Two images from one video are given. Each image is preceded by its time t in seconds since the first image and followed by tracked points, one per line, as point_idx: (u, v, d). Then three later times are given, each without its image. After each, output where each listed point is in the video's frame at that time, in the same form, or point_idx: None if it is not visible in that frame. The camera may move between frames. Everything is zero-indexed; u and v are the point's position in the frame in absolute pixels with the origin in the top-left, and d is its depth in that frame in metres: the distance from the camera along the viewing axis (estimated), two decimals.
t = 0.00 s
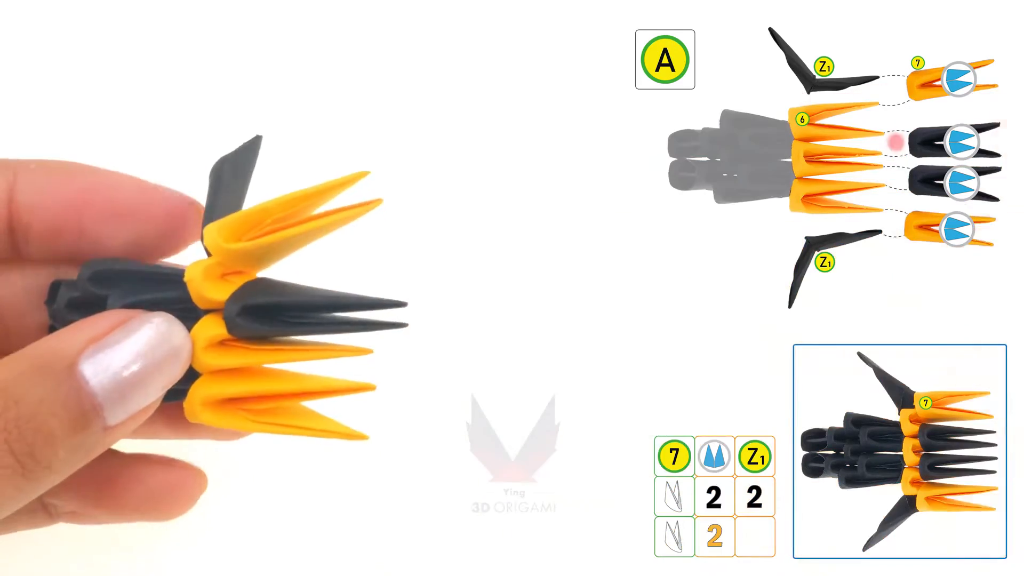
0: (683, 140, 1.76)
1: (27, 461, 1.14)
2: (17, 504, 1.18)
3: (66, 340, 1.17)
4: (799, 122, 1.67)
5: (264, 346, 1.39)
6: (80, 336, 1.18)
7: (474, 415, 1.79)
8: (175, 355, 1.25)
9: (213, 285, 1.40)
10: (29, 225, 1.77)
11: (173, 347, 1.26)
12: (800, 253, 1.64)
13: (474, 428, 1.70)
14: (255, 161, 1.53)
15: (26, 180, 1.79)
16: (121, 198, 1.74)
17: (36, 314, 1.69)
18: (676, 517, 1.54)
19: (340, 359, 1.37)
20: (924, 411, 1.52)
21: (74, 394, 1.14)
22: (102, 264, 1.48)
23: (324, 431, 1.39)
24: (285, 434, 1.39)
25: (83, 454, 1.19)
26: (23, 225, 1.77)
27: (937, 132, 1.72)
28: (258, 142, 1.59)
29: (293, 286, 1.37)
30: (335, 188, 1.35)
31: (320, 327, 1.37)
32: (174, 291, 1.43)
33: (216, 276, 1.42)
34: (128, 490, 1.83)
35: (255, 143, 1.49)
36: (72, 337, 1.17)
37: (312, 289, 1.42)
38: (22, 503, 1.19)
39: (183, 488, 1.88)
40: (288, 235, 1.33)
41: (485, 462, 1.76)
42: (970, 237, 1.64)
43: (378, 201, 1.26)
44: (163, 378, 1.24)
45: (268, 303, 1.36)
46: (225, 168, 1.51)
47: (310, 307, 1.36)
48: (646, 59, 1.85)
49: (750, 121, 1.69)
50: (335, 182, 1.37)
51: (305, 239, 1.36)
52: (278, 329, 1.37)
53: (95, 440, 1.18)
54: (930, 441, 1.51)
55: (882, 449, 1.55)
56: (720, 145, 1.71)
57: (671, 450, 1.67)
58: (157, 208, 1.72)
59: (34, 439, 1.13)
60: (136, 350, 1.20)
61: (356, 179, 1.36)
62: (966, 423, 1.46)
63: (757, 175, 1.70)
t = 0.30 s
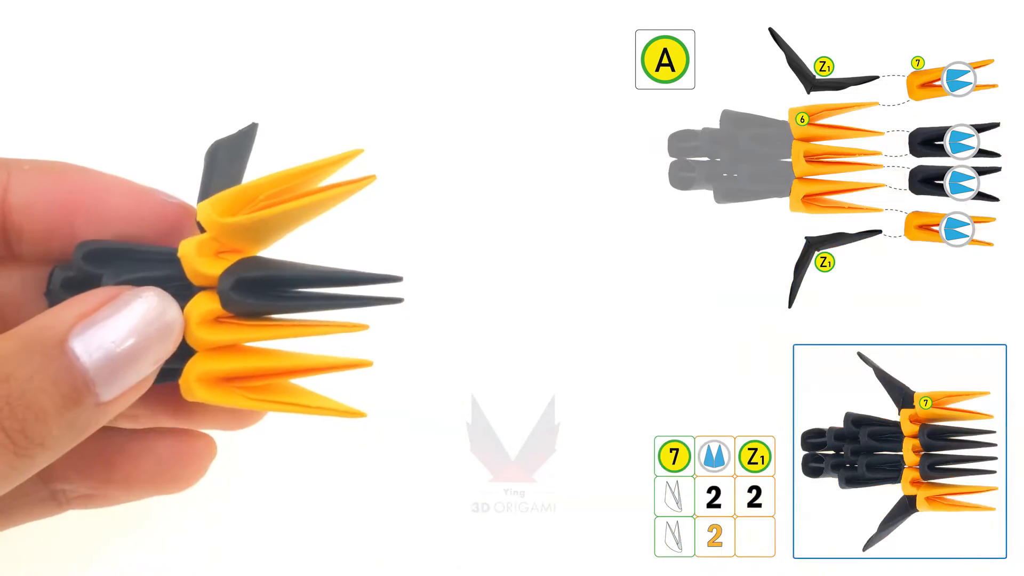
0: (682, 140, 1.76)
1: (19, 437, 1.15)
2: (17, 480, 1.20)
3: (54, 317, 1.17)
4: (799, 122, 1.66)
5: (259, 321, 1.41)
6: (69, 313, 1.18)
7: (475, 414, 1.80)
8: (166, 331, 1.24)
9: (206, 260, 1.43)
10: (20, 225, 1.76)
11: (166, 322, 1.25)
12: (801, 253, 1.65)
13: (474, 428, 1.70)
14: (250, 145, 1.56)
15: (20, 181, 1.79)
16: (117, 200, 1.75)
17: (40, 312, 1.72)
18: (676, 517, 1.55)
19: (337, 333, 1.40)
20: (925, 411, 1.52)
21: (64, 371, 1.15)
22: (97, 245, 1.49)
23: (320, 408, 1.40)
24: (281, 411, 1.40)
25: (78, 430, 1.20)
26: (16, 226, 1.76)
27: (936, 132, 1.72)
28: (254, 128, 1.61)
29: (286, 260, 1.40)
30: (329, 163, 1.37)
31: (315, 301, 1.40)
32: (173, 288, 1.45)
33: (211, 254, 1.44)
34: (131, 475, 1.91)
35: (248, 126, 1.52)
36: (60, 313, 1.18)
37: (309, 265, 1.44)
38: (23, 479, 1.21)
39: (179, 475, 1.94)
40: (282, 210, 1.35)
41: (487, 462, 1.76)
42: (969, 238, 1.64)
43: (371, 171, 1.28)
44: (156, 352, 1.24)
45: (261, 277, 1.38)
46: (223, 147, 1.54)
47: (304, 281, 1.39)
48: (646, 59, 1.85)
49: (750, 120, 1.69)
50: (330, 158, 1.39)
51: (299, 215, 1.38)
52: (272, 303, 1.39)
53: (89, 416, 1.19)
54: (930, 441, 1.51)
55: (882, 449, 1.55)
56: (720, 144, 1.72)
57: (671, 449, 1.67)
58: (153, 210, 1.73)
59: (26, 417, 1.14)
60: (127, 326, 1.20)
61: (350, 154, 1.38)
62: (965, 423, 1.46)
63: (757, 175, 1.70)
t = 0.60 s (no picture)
0: (682, 141, 1.76)
1: (12, 441, 1.16)
2: (11, 484, 1.20)
3: (47, 321, 1.17)
4: (799, 122, 1.66)
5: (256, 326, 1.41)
6: (62, 318, 1.18)
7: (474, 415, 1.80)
8: (159, 335, 1.24)
9: (200, 265, 1.43)
10: (17, 224, 1.76)
11: (159, 327, 1.26)
12: (800, 254, 1.65)
13: (474, 428, 1.71)
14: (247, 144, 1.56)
15: (18, 181, 1.80)
16: (113, 198, 1.75)
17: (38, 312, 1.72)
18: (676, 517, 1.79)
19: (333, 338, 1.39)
20: (924, 410, 1.52)
21: (56, 375, 1.15)
22: (91, 249, 1.50)
23: (317, 413, 1.41)
24: (278, 415, 1.41)
25: (72, 435, 1.20)
26: (13, 226, 1.77)
27: (937, 132, 1.72)
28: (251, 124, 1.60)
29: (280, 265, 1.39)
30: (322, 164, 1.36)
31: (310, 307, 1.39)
32: (172, 290, 1.45)
33: (204, 259, 1.44)
34: (129, 476, 1.91)
35: (245, 126, 1.51)
36: (53, 317, 1.18)
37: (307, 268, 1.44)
38: (17, 483, 1.21)
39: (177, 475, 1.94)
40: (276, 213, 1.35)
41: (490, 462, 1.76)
42: (970, 238, 1.64)
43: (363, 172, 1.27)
44: (151, 357, 1.24)
45: (255, 283, 1.38)
46: (222, 149, 1.53)
47: (298, 286, 1.38)
48: (646, 60, 1.85)
49: (750, 121, 1.70)
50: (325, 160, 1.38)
51: (294, 217, 1.37)
52: (267, 308, 1.39)
53: (83, 421, 1.19)
54: (930, 441, 1.51)
55: (881, 448, 1.54)
56: (720, 144, 1.72)
57: (671, 450, 1.79)
58: (150, 208, 1.72)
59: (18, 421, 1.14)
60: (120, 331, 1.19)
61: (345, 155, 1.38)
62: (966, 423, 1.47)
63: (757, 175, 1.70)
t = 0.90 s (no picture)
0: (682, 140, 1.77)
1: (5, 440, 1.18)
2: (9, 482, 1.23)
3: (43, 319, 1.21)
4: (799, 122, 1.66)
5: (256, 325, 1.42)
6: (59, 316, 1.21)
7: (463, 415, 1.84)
8: (157, 333, 1.27)
9: (196, 262, 1.43)
10: (21, 224, 1.77)
11: (158, 324, 1.27)
12: (800, 255, 1.66)
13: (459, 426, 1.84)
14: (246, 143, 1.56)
15: (22, 180, 1.80)
16: (114, 198, 1.73)
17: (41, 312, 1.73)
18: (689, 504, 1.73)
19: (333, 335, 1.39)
20: (924, 410, 1.53)
21: (52, 372, 1.18)
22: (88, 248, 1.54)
23: (316, 411, 1.42)
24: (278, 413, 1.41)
25: (69, 432, 1.23)
26: (15, 226, 1.77)
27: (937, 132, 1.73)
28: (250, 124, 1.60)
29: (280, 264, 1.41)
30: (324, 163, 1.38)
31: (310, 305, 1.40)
32: (170, 289, 1.46)
33: (202, 256, 1.45)
34: (128, 475, 1.92)
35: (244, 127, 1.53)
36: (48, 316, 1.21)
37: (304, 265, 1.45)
38: (17, 481, 1.24)
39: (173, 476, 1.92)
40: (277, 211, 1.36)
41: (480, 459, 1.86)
42: (970, 238, 1.64)
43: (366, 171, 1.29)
44: (149, 356, 1.27)
45: (255, 281, 1.39)
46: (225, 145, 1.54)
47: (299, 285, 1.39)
48: (646, 60, 1.85)
49: (750, 121, 1.72)
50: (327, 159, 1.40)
51: (295, 215, 1.38)
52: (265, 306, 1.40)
53: (80, 419, 1.22)
54: (930, 440, 1.52)
55: (881, 448, 1.55)
56: (720, 144, 1.73)
57: (671, 449, 1.56)
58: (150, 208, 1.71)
59: (14, 417, 1.17)
60: (117, 329, 1.23)
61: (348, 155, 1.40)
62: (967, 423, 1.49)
63: (756, 174, 1.70)
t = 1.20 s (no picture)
0: (682, 141, 1.77)
1: (17, 446, 1.21)
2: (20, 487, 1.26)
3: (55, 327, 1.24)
4: (799, 121, 1.67)
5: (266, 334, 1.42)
6: (71, 322, 1.24)
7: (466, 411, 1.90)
8: (166, 340, 1.29)
9: (207, 272, 1.44)
10: (33, 228, 1.77)
11: (170, 331, 1.31)
12: (800, 256, 1.66)
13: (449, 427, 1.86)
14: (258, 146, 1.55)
15: (32, 184, 1.79)
16: (126, 205, 1.74)
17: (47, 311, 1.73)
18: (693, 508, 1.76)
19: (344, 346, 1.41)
20: (924, 410, 1.53)
21: (63, 379, 1.21)
22: (99, 255, 1.56)
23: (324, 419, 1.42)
24: (285, 421, 1.40)
25: (79, 440, 1.25)
26: (24, 232, 1.77)
27: (937, 132, 1.73)
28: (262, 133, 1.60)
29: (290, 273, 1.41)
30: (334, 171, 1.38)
31: (323, 313, 1.41)
32: (178, 295, 1.47)
33: (213, 264, 1.46)
34: (134, 475, 1.92)
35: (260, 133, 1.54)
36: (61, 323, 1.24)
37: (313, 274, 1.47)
38: (25, 488, 1.26)
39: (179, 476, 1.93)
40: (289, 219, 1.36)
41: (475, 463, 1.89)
42: (970, 238, 1.64)
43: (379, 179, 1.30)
44: (161, 364, 1.30)
45: (266, 290, 1.39)
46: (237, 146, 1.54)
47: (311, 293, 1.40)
48: (646, 59, 1.85)
49: (750, 121, 1.72)
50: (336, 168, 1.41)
51: (306, 223, 1.39)
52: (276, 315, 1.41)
53: (90, 426, 1.25)
54: (929, 440, 1.52)
55: (881, 448, 1.55)
56: (719, 144, 1.73)
57: (670, 449, 1.65)
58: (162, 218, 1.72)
59: (24, 424, 1.19)
60: (128, 336, 1.25)
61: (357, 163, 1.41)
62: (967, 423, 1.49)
63: (756, 174, 1.71)
